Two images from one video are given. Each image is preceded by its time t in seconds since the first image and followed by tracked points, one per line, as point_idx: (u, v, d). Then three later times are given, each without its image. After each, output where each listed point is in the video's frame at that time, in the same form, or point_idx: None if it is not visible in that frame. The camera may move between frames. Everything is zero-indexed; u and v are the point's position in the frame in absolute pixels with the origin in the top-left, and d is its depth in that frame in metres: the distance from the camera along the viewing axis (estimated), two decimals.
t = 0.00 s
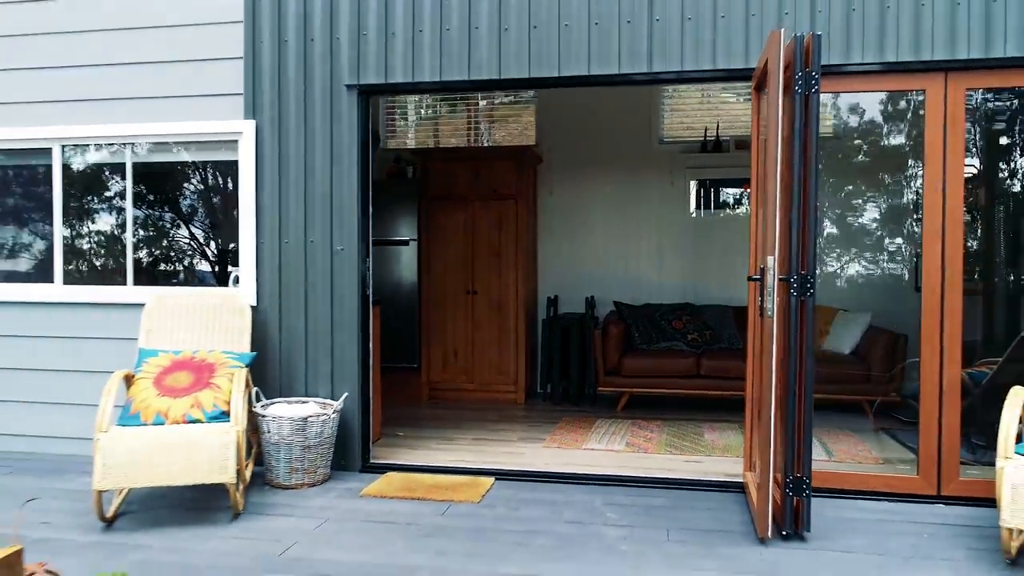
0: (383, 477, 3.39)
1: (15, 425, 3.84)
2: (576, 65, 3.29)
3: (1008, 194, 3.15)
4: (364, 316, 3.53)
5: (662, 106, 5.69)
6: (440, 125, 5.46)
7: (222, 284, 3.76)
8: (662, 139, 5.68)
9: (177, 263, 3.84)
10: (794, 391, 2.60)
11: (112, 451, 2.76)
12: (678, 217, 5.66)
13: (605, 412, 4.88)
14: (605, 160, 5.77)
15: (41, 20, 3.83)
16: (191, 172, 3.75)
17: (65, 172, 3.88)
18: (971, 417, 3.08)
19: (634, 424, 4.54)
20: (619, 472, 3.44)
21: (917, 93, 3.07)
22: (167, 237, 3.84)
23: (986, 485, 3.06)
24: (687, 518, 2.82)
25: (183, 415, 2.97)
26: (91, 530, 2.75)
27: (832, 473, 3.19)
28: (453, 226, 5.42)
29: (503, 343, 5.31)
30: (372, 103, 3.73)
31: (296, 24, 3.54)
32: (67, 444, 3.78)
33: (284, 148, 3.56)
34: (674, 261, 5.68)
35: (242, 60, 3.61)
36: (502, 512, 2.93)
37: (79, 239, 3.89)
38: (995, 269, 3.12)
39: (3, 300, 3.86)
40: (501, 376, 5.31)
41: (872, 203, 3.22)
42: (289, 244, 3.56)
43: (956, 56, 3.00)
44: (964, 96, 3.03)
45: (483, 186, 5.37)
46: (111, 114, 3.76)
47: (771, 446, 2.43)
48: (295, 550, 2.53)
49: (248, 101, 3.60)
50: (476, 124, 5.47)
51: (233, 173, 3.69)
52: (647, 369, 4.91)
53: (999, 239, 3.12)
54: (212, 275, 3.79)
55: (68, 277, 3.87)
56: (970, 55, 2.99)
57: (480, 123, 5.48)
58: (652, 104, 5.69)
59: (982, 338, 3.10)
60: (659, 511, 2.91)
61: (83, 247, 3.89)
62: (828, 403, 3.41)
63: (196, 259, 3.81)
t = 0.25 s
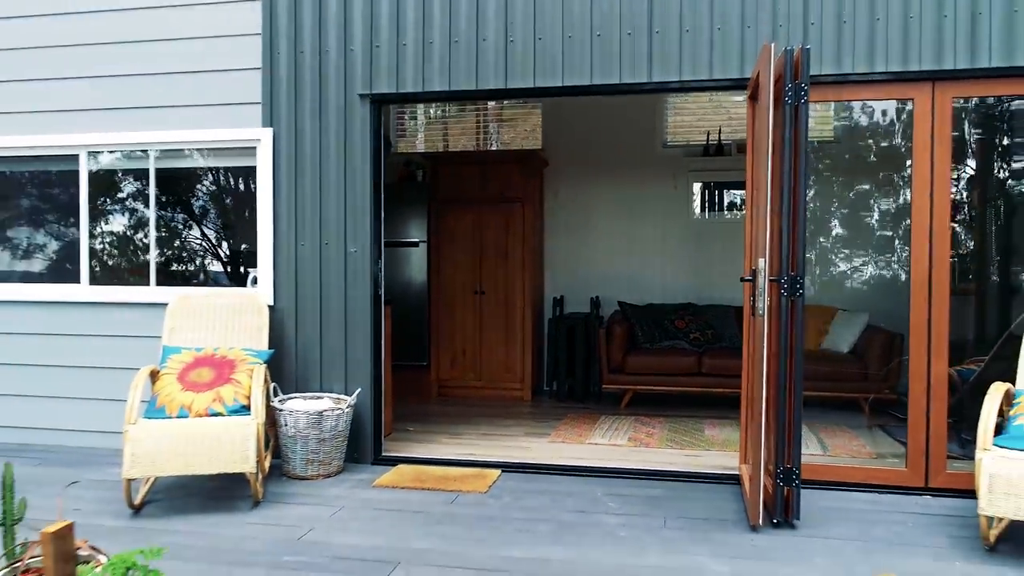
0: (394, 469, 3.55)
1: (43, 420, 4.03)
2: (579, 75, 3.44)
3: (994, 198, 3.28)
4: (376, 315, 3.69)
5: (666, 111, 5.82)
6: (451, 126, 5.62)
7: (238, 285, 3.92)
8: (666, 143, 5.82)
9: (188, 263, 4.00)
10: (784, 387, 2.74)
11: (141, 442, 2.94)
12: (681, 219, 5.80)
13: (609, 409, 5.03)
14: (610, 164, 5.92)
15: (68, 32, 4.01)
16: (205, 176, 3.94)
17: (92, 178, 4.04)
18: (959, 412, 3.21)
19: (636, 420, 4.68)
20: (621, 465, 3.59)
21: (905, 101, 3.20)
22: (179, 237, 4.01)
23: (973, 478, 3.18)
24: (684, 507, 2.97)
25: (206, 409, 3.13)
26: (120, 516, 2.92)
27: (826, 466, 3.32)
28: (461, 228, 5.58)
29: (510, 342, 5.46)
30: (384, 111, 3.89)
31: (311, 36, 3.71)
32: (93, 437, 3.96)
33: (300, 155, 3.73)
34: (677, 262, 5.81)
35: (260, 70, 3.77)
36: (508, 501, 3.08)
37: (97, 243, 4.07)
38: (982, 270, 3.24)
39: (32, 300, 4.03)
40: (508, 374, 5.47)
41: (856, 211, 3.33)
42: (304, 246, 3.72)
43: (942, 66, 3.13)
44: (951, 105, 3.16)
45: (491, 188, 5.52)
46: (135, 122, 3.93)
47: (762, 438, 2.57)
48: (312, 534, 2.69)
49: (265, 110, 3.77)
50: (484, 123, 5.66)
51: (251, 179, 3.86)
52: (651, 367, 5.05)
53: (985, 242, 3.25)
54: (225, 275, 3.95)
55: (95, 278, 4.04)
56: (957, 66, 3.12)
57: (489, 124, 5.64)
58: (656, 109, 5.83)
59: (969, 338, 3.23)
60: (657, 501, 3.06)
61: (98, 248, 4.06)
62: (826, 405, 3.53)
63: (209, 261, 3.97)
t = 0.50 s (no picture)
0: (405, 461, 3.73)
1: (72, 414, 4.23)
2: (581, 86, 3.62)
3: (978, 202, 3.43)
4: (388, 315, 3.87)
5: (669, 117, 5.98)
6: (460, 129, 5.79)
7: (256, 285, 4.11)
8: (669, 148, 5.98)
9: (201, 264, 4.18)
10: (774, 382, 2.89)
11: (169, 433, 3.14)
12: (684, 221, 5.96)
13: (613, 406, 5.19)
14: (615, 168, 6.08)
15: (95, 45, 4.21)
16: (220, 180, 4.12)
17: (118, 183, 4.24)
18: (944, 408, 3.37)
19: (639, 416, 4.85)
20: (621, 457, 3.75)
21: (892, 111, 3.36)
22: (192, 237, 4.18)
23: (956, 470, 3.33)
24: (679, 496, 3.14)
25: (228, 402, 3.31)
26: (149, 502, 3.11)
27: (817, 459, 3.48)
28: (470, 230, 5.76)
29: (517, 341, 5.64)
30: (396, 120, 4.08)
31: (327, 48, 3.90)
32: (119, 430, 4.17)
33: (316, 162, 3.92)
34: (680, 263, 5.98)
35: (278, 81, 3.96)
36: (513, 490, 3.26)
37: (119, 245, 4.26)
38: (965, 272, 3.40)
39: (61, 299, 4.24)
40: (514, 372, 5.63)
41: (849, 215, 3.49)
42: (320, 249, 3.91)
43: (927, 77, 3.28)
44: (936, 114, 3.31)
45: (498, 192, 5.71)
46: (159, 131, 4.13)
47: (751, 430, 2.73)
48: (329, 519, 2.88)
49: (283, 119, 3.96)
50: (494, 126, 5.87)
51: (269, 184, 4.05)
52: (654, 365, 5.21)
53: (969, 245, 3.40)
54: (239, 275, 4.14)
55: (124, 280, 4.24)
56: (941, 76, 3.27)
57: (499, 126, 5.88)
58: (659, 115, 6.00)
59: (953, 337, 3.38)
60: (654, 490, 3.23)
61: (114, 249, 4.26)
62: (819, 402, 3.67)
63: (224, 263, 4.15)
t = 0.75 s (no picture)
0: (414, 454, 3.89)
1: (96, 408, 4.42)
2: (582, 94, 3.77)
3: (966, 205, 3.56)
4: (397, 314, 4.03)
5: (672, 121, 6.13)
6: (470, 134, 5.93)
7: (269, 285, 4.27)
8: (672, 151, 6.12)
9: (214, 264, 4.35)
10: (764, 377, 3.05)
11: (190, 426, 3.31)
12: (686, 222, 6.11)
13: (617, 403, 5.33)
14: (619, 171, 6.23)
15: (115, 54, 4.38)
16: (233, 183, 4.29)
17: (137, 187, 4.41)
18: (932, 404, 3.50)
19: (641, 413, 4.99)
20: (621, 451, 3.90)
21: (882, 117, 3.49)
22: (205, 237, 4.36)
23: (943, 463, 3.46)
24: (675, 487, 3.28)
25: (245, 397, 3.48)
26: (170, 491, 3.28)
27: (810, 453, 3.61)
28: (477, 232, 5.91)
29: (523, 340, 5.77)
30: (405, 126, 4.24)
31: (339, 58, 4.06)
32: (141, 424, 4.35)
33: (329, 167, 4.08)
34: (683, 264, 6.12)
35: (291, 89, 4.13)
36: (517, 481, 3.41)
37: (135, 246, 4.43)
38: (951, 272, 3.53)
39: (84, 299, 4.42)
40: (521, 369, 5.77)
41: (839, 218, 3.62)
42: (332, 251, 4.08)
43: (915, 85, 3.41)
44: (923, 120, 3.45)
45: (505, 194, 5.88)
46: (178, 137, 4.29)
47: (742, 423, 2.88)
48: (341, 507, 3.04)
49: (297, 126, 4.12)
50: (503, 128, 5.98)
51: (283, 188, 4.21)
52: (657, 363, 5.34)
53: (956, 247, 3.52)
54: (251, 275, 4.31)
55: (144, 282, 4.40)
56: (928, 85, 3.40)
57: (508, 128, 5.99)
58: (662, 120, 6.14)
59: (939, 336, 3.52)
60: (652, 482, 3.38)
61: (122, 249, 4.46)
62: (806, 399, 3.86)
63: (237, 263, 4.32)
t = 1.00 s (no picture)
0: (423, 446, 4.08)
1: (120, 403, 4.63)
2: (583, 102, 3.94)
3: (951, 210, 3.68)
4: (406, 313, 4.22)
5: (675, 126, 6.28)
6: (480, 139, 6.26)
7: (284, 285, 4.47)
8: (675, 154, 6.28)
9: (229, 264, 4.54)
10: (754, 373, 3.20)
11: (211, 418, 3.51)
12: (688, 224, 6.27)
13: (620, 400, 5.49)
14: (622, 174, 6.39)
15: (138, 65, 4.59)
16: (249, 187, 4.49)
17: (158, 191, 4.61)
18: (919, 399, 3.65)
19: (643, 409, 5.16)
20: (621, 444, 4.08)
21: (870, 125, 3.64)
22: (220, 238, 4.54)
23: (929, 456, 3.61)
24: (670, 478, 3.45)
25: (262, 391, 3.67)
26: (192, 480, 3.48)
27: (802, 446, 3.75)
28: (485, 233, 6.10)
29: (529, 338, 5.95)
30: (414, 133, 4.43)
31: (351, 69, 4.26)
32: (163, 418, 4.56)
33: (341, 172, 4.28)
34: (685, 264, 6.28)
35: (306, 98, 4.33)
36: (519, 472, 3.59)
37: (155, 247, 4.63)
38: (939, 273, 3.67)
39: (109, 298, 4.63)
40: (527, 367, 5.94)
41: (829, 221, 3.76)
42: (345, 252, 4.27)
43: (901, 94, 3.56)
44: (909, 127, 3.59)
45: (511, 197, 6.12)
46: (197, 144, 4.50)
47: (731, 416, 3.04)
48: (353, 494, 3.23)
49: (310, 133, 4.32)
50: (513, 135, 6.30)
51: (298, 192, 4.41)
52: (659, 361, 5.51)
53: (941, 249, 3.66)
54: (265, 276, 4.51)
55: (164, 282, 4.60)
56: (913, 93, 3.54)
57: (519, 133, 6.33)
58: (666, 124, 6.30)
59: (926, 335, 3.65)
60: (648, 473, 3.55)
61: (137, 249, 4.67)
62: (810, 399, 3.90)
63: (253, 264, 4.52)
